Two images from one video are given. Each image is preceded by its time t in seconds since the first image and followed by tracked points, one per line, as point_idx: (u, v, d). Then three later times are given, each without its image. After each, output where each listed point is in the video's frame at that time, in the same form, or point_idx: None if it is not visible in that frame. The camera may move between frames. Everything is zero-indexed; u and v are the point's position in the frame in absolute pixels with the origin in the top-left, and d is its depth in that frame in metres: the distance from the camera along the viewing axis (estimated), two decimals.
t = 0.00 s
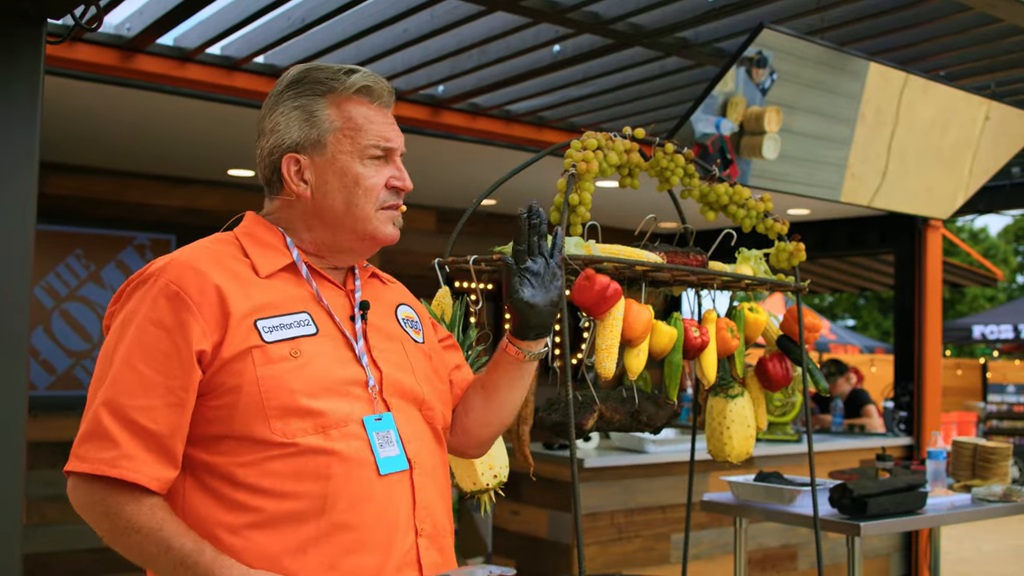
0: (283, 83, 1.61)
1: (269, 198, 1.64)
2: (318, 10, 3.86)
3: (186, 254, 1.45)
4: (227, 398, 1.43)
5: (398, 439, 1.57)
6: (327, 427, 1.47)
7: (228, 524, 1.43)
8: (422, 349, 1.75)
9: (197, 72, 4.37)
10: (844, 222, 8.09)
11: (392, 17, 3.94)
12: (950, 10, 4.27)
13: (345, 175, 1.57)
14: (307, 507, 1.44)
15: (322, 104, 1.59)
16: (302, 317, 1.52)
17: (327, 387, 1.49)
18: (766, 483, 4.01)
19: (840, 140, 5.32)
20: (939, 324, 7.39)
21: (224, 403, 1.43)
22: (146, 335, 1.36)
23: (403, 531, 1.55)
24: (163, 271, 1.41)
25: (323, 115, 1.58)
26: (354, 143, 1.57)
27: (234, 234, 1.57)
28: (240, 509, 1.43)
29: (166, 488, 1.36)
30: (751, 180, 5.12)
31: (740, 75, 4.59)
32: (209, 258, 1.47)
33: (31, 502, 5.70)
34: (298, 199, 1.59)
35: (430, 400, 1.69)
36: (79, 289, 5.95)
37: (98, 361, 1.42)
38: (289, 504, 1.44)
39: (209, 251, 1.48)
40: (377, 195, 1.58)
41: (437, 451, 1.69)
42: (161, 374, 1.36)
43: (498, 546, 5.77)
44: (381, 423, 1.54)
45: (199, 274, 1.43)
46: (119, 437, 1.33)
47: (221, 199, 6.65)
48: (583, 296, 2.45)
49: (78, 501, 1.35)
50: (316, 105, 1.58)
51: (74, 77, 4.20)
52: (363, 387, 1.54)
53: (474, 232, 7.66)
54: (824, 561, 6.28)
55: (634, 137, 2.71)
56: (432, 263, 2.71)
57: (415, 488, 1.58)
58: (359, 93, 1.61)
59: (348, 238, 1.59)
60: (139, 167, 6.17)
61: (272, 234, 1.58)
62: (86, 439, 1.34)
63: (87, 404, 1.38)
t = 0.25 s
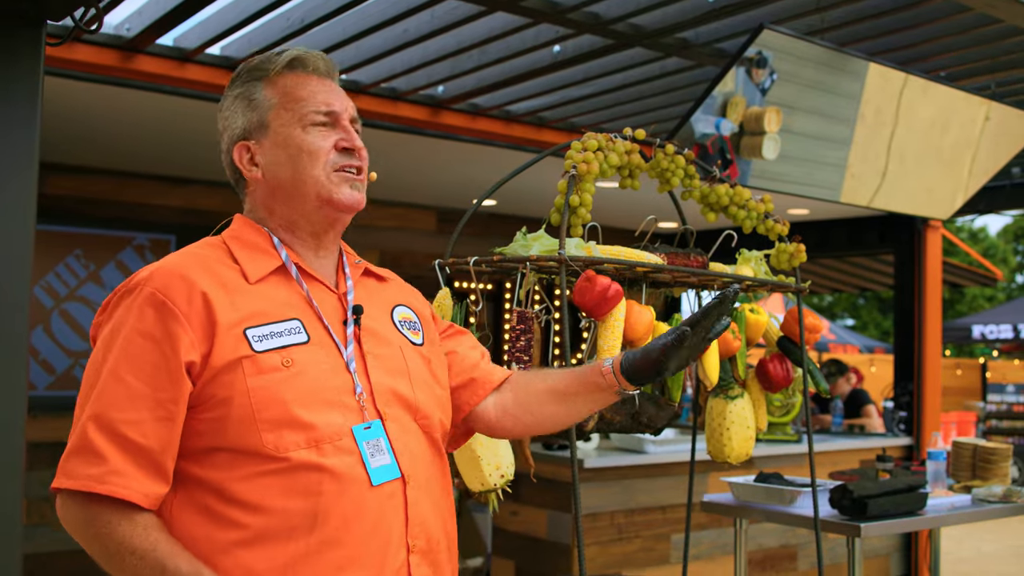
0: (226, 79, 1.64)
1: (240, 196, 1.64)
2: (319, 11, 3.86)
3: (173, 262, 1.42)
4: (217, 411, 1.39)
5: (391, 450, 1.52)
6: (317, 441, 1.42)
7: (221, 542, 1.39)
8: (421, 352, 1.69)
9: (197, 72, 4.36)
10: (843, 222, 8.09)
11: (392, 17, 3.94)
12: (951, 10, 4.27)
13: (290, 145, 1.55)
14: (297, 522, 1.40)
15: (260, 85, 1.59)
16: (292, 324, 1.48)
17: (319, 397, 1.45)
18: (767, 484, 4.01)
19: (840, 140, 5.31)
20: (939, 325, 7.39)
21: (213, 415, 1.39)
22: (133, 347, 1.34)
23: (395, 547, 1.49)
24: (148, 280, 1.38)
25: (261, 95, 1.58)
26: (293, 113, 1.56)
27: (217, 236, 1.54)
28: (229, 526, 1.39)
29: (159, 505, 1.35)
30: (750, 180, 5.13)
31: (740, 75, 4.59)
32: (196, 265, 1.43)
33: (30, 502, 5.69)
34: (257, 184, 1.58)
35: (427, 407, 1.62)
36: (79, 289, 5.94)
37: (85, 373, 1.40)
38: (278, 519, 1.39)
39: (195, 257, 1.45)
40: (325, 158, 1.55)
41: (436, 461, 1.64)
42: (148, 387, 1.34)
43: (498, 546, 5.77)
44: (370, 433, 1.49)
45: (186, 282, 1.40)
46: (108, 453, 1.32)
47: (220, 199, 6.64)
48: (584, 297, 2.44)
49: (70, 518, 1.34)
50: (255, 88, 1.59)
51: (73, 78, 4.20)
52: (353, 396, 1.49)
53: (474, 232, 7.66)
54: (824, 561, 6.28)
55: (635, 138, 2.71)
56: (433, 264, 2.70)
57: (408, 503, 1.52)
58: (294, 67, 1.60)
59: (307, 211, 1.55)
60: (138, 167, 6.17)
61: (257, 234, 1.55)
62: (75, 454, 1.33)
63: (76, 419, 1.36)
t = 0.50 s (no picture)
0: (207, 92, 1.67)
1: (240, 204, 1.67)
2: (319, 11, 3.86)
3: (171, 266, 1.42)
4: (215, 414, 1.39)
5: (390, 452, 1.51)
6: (314, 445, 1.42)
7: (218, 546, 1.39)
8: (428, 353, 1.68)
9: (197, 73, 4.36)
10: (843, 222, 8.10)
11: (392, 17, 3.94)
12: (951, 10, 4.28)
13: (266, 145, 1.55)
14: (294, 527, 1.40)
15: (234, 91, 1.61)
16: (292, 327, 1.48)
17: (317, 400, 1.44)
18: (767, 484, 4.01)
19: (840, 139, 5.31)
20: (938, 325, 7.39)
21: (212, 418, 1.39)
22: (130, 352, 1.35)
23: (394, 552, 1.48)
24: (145, 284, 1.39)
25: (235, 101, 1.60)
26: (264, 113, 1.57)
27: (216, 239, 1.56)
28: (228, 529, 1.39)
29: (156, 509, 1.35)
30: (750, 180, 5.14)
31: (740, 76, 4.59)
32: (193, 268, 1.44)
33: (30, 502, 5.69)
34: (247, 189, 1.60)
35: (432, 410, 1.61)
36: (79, 289, 5.93)
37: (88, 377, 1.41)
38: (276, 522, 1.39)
39: (193, 260, 1.46)
40: (301, 152, 1.55)
41: (441, 463, 1.63)
42: (144, 391, 1.34)
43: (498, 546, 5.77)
44: (368, 434, 1.48)
45: (183, 285, 1.40)
46: (105, 458, 1.32)
47: (220, 199, 6.65)
48: (584, 298, 2.44)
49: (70, 522, 1.35)
50: (230, 95, 1.61)
51: (74, 78, 4.20)
52: (351, 397, 1.48)
53: (473, 232, 7.66)
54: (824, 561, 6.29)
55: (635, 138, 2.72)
56: (434, 264, 2.71)
57: (408, 508, 1.51)
58: (262, 66, 1.61)
59: (292, 206, 1.56)
60: (138, 167, 6.17)
61: (257, 236, 1.55)
62: (74, 459, 1.34)
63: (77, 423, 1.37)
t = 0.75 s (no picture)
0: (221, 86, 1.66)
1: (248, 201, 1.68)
2: (318, 10, 3.85)
3: (174, 268, 1.42)
4: (218, 416, 1.39)
5: (393, 454, 1.51)
6: (317, 447, 1.42)
7: (220, 547, 1.39)
8: (433, 354, 1.68)
9: (197, 72, 4.35)
10: (843, 221, 8.10)
11: (392, 17, 3.94)
12: (951, 9, 4.28)
13: (269, 151, 1.55)
14: (296, 529, 1.40)
15: (243, 90, 1.60)
16: (295, 329, 1.48)
17: (320, 402, 1.44)
18: (767, 484, 4.01)
19: (840, 139, 5.30)
20: (938, 324, 7.40)
21: (214, 420, 1.39)
22: (132, 354, 1.35)
23: (397, 555, 1.48)
24: (149, 286, 1.39)
25: (244, 101, 1.59)
26: (270, 117, 1.56)
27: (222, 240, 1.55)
28: (230, 530, 1.39)
29: (157, 512, 1.35)
30: (749, 180, 5.12)
31: (740, 75, 4.60)
32: (196, 269, 1.44)
33: (31, 501, 5.69)
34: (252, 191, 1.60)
35: (436, 412, 1.61)
36: (78, 288, 5.93)
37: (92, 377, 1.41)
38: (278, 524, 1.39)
39: (197, 262, 1.46)
40: (302, 161, 1.54)
41: (445, 465, 1.63)
42: (146, 393, 1.34)
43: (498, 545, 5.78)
44: (371, 436, 1.49)
45: (186, 287, 1.40)
46: (108, 460, 1.32)
47: (220, 198, 6.64)
48: (585, 297, 2.44)
49: (71, 523, 1.35)
50: (239, 94, 1.60)
51: (74, 78, 4.20)
52: (354, 400, 1.48)
53: (473, 232, 7.66)
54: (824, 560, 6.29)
55: (635, 138, 2.71)
56: (434, 264, 2.70)
57: (411, 511, 1.51)
58: (272, 67, 1.59)
59: (292, 215, 1.56)
60: (137, 167, 6.16)
61: (260, 237, 1.55)
62: (77, 460, 1.34)
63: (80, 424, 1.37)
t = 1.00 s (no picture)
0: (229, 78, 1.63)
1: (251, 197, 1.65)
2: (318, 8, 3.85)
3: (178, 266, 1.42)
4: (221, 415, 1.39)
5: (396, 453, 1.50)
6: (320, 445, 1.41)
7: (223, 544, 1.39)
8: (436, 352, 1.67)
9: (196, 70, 4.34)
10: (843, 219, 8.10)
11: (391, 15, 3.93)
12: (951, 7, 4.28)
13: (286, 150, 1.53)
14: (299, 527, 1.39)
15: (257, 86, 1.57)
16: (298, 327, 1.47)
17: (323, 401, 1.44)
18: (767, 482, 4.01)
19: (840, 137, 5.29)
20: (937, 323, 7.40)
21: (218, 419, 1.39)
22: (137, 353, 1.34)
23: (399, 553, 1.47)
24: (153, 285, 1.39)
25: (258, 96, 1.56)
26: (287, 116, 1.54)
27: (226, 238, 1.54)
28: (233, 527, 1.39)
29: (162, 511, 1.35)
30: (750, 177, 5.09)
31: (740, 74, 4.60)
32: (200, 268, 1.43)
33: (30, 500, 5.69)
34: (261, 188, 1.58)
35: (440, 410, 1.61)
36: (78, 286, 5.93)
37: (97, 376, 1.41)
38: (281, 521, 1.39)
39: (200, 260, 1.45)
40: (320, 163, 1.52)
41: (449, 462, 1.62)
42: (150, 392, 1.34)
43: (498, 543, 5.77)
44: (374, 435, 1.48)
45: (189, 286, 1.40)
46: (112, 459, 1.32)
47: (220, 196, 6.64)
48: (585, 296, 2.44)
49: (75, 522, 1.35)
50: (253, 88, 1.58)
51: (74, 76, 4.19)
52: (356, 398, 1.48)
53: (473, 230, 7.66)
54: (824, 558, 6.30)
55: (636, 135, 2.70)
56: (435, 262, 2.69)
57: (414, 509, 1.50)
58: (289, 64, 1.58)
59: (306, 216, 1.54)
60: (137, 165, 6.16)
61: (264, 236, 1.54)
62: (82, 460, 1.33)
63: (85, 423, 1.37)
